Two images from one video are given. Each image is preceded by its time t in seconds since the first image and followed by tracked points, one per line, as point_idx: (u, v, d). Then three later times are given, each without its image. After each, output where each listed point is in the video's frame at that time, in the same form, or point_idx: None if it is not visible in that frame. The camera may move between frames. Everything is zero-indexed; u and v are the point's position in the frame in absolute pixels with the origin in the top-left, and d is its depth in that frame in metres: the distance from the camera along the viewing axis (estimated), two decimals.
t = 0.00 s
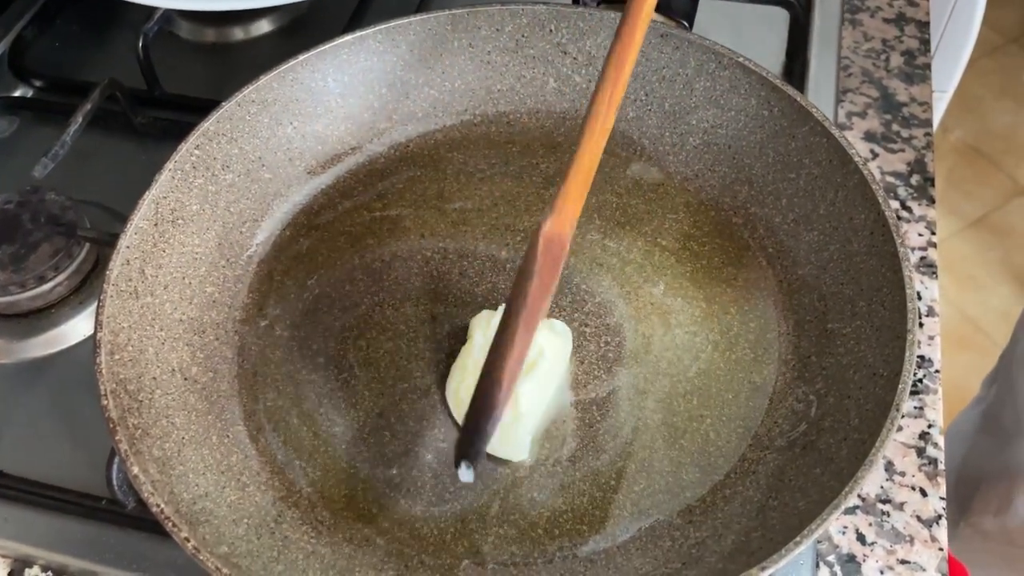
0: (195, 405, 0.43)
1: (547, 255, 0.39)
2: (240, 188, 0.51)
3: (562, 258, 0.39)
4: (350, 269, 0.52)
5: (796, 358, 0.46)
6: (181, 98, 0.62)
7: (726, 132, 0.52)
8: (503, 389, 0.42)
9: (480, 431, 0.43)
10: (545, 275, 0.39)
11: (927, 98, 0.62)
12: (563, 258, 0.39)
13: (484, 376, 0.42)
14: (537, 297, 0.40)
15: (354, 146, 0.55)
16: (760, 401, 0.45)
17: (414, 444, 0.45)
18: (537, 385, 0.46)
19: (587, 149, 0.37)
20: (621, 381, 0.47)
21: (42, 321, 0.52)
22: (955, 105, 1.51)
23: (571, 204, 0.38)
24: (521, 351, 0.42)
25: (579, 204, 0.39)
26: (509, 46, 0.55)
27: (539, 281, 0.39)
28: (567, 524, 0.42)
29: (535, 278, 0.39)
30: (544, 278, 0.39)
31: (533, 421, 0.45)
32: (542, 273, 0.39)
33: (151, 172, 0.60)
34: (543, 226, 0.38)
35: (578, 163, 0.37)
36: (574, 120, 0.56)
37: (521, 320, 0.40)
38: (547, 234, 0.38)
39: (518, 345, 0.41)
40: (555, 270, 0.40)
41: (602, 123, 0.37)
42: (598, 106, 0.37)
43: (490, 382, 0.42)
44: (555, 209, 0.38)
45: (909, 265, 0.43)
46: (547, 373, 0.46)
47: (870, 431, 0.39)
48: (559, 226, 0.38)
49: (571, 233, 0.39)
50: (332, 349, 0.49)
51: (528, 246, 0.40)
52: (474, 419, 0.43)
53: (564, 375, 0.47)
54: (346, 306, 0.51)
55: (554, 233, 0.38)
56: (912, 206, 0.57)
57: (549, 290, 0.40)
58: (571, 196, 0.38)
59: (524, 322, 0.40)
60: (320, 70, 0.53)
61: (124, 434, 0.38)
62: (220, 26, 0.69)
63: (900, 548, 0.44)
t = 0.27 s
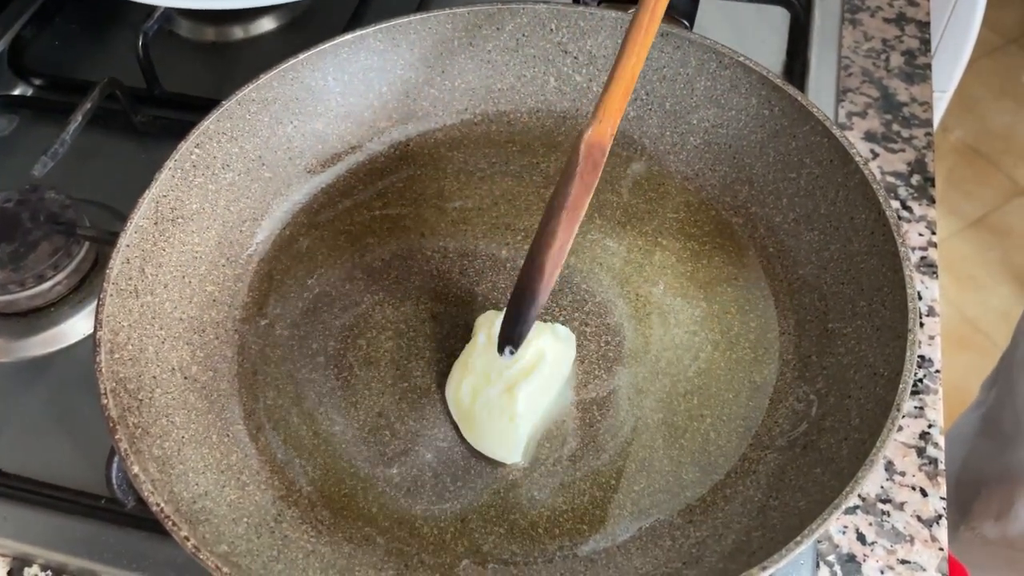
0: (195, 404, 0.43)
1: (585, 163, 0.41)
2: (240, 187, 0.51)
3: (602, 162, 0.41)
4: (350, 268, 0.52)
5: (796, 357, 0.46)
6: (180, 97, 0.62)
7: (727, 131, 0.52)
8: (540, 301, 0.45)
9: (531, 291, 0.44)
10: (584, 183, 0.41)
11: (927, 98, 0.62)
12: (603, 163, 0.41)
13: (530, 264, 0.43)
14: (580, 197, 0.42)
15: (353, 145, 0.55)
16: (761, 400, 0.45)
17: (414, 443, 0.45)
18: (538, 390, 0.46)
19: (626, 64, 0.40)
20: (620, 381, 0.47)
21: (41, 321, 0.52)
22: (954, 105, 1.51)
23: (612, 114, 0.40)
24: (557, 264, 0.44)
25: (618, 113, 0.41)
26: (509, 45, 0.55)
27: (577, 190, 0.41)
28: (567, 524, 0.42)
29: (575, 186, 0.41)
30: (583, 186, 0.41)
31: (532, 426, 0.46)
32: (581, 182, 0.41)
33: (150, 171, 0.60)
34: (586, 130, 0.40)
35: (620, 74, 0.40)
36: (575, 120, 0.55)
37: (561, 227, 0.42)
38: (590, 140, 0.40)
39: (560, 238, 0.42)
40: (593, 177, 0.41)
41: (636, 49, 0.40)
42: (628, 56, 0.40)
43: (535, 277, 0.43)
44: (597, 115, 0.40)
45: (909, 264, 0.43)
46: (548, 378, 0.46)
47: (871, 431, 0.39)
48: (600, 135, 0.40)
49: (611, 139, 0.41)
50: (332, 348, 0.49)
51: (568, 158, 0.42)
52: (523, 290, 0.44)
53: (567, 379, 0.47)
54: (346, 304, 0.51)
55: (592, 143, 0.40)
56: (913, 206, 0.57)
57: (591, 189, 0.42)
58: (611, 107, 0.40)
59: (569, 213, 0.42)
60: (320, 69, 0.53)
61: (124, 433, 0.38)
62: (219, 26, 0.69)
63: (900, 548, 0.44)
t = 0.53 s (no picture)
0: (193, 404, 0.43)
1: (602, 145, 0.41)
2: (239, 186, 0.51)
3: (618, 145, 0.42)
4: (349, 268, 0.52)
5: (794, 358, 0.46)
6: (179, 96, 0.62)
7: (725, 132, 0.52)
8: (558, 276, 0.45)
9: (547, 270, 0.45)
10: (601, 164, 0.42)
11: (925, 99, 0.62)
12: (619, 146, 0.42)
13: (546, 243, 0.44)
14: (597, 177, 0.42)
15: (352, 145, 0.55)
16: (759, 401, 0.45)
17: (412, 443, 0.45)
18: (540, 388, 0.46)
19: (643, 51, 0.40)
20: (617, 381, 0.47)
21: (39, 320, 0.52)
22: (953, 106, 1.51)
23: (630, 95, 0.40)
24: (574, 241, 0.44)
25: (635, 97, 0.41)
26: (508, 46, 0.55)
27: (595, 171, 0.42)
28: (565, 523, 0.42)
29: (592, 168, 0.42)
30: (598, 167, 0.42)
31: (534, 424, 0.46)
32: (597, 163, 0.42)
33: (149, 171, 0.60)
34: (601, 115, 0.41)
35: (637, 59, 0.40)
36: (574, 120, 0.56)
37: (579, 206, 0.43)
38: (605, 124, 0.41)
39: (576, 218, 0.43)
40: (610, 158, 0.42)
41: (653, 36, 0.40)
42: (644, 44, 0.40)
43: (550, 256, 0.44)
44: (614, 99, 0.40)
45: (907, 264, 0.43)
46: (550, 376, 0.47)
47: (868, 431, 0.39)
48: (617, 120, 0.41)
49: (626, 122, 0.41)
50: (331, 348, 0.49)
51: (587, 140, 0.42)
52: (539, 270, 0.45)
53: (569, 380, 0.48)
54: (344, 304, 0.51)
55: (608, 126, 0.41)
56: (911, 207, 0.57)
57: (607, 171, 0.42)
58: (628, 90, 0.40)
59: (586, 195, 0.43)
60: (319, 69, 0.53)
61: (122, 433, 0.38)
62: (218, 25, 0.69)
63: (897, 548, 0.44)
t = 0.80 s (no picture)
0: (188, 405, 0.43)
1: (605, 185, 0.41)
2: (235, 187, 0.51)
3: (620, 187, 0.41)
4: (345, 270, 0.52)
5: (790, 360, 0.46)
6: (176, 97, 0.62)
7: (722, 134, 0.52)
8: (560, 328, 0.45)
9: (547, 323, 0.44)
10: (604, 206, 0.41)
11: (922, 101, 0.62)
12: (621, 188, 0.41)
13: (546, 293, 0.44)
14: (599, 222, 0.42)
15: (348, 147, 0.55)
16: (755, 403, 0.45)
17: (408, 445, 0.45)
18: (539, 401, 0.46)
19: (644, 93, 0.39)
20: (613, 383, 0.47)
21: (35, 321, 0.52)
22: (950, 108, 1.51)
23: (630, 137, 0.40)
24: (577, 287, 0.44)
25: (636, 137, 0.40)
26: (505, 47, 0.55)
27: (598, 212, 0.41)
28: (561, 525, 0.42)
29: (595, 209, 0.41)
30: (602, 208, 0.41)
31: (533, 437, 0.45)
32: (600, 205, 0.41)
33: (146, 172, 0.60)
34: (604, 155, 0.40)
35: (638, 100, 0.39)
36: (571, 123, 0.56)
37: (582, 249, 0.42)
38: (608, 165, 0.40)
39: (580, 260, 0.42)
40: (613, 199, 0.41)
41: (654, 78, 0.40)
42: (646, 81, 0.40)
43: (554, 303, 0.43)
44: (615, 140, 0.40)
45: (903, 267, 0.43)
46: (549, 390, 0.46)
47: (863, 434, 0.39)
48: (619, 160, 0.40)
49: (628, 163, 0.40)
50: (327, 349, 0.49)
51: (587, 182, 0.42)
52: (541, 320, 0.44)
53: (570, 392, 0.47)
54: (340, 306, 0.51)
55: (610, 167, 0.40)
56: (907, 209, 0.57)
57: (609, 216, 0.42)
58: (629, 131, 0.40)
59: (588, 238, 0.42)
60: (315, 70, 0.53)
61: (117, 434, 0.38)
62: (215, 26, 0.69)
63: (893, 551, 0.44)
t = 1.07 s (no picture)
0: (187, 405, 0.43)
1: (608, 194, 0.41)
2: (234, 187, 0.51)
3: (624, 195, 0.41)
4: (344, 270, 0.52)
5: (789, 360, 0.46)
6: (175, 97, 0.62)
7: (721, 134, 0.52)
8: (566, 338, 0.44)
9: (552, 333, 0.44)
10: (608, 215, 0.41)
11: (921, 102, 0.62)
12: (625, 196, 0.41)
13: (551, 303, 0.43)
14: (603, 232, 0.42)
15: (347, 146, 0.55)
16: (754, 403, 0.45)
17: (407, 445, 0.45)
18: (546, 413, 0.45)
19: (644, 101, 0.39)
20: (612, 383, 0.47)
21: (33, 321, 0.52)
22: (949, 109, 1.51)
23: (632, 145, 0.40)
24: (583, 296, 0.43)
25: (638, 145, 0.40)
26: (503, 47, 0.55)
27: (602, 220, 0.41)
28: (559, 525, 0.42)
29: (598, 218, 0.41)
30: (606, 218, 0.41)
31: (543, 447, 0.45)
32: (604, 213, 0.41)
33: (144, 172, 0.60)
34: (606, 163, 0.40)
35: (637, 108, 0.39)
36: (571, 123, 0.56)
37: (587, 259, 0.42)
38: (610, 172, 0.40)
39: (585, 270, 0.42)
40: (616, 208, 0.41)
41: (656, 82, 0.39)
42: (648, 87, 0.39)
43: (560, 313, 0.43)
44: (618, 148, 0.40)
45: (902, 267, 0.43)
46: (555, 400, 0.46)
47: (862, 434, 0.39)
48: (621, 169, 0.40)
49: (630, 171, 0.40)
50: (325, 349, 0.48)
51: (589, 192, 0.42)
52: (547, 330, 0.44)
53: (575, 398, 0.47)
54: (339, 306, 0.50)
55: (613, 175, 0.40)
56: (906, 209, 0.57)
57: (614, 225, 0.41)
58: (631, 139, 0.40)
59: (592, 247, 0.42)
60: (314, 69, 0.53)
61: (115, 434, 0.38)
62: (214, 26, 0.69)
63: (891, 551, 0.44)
